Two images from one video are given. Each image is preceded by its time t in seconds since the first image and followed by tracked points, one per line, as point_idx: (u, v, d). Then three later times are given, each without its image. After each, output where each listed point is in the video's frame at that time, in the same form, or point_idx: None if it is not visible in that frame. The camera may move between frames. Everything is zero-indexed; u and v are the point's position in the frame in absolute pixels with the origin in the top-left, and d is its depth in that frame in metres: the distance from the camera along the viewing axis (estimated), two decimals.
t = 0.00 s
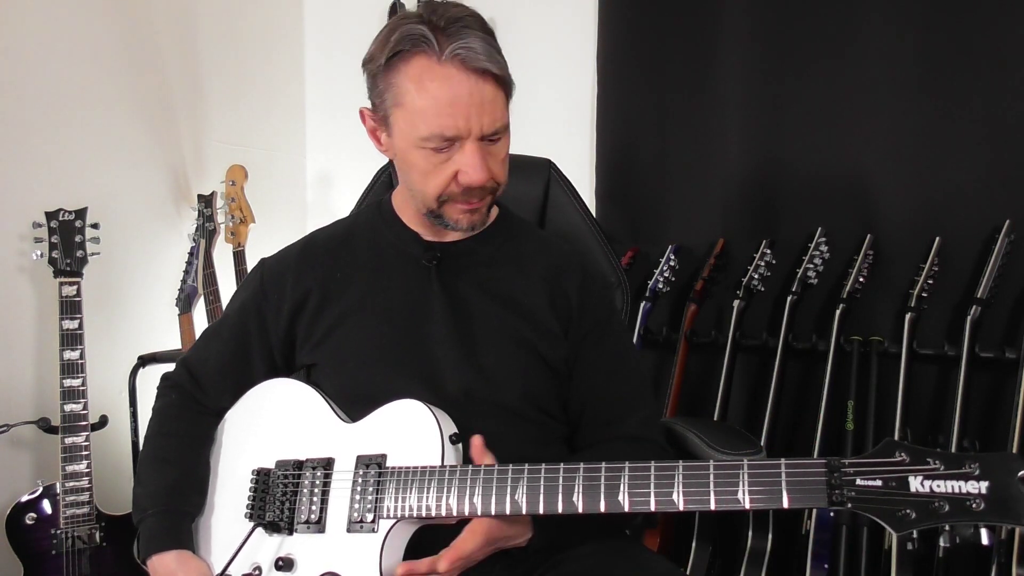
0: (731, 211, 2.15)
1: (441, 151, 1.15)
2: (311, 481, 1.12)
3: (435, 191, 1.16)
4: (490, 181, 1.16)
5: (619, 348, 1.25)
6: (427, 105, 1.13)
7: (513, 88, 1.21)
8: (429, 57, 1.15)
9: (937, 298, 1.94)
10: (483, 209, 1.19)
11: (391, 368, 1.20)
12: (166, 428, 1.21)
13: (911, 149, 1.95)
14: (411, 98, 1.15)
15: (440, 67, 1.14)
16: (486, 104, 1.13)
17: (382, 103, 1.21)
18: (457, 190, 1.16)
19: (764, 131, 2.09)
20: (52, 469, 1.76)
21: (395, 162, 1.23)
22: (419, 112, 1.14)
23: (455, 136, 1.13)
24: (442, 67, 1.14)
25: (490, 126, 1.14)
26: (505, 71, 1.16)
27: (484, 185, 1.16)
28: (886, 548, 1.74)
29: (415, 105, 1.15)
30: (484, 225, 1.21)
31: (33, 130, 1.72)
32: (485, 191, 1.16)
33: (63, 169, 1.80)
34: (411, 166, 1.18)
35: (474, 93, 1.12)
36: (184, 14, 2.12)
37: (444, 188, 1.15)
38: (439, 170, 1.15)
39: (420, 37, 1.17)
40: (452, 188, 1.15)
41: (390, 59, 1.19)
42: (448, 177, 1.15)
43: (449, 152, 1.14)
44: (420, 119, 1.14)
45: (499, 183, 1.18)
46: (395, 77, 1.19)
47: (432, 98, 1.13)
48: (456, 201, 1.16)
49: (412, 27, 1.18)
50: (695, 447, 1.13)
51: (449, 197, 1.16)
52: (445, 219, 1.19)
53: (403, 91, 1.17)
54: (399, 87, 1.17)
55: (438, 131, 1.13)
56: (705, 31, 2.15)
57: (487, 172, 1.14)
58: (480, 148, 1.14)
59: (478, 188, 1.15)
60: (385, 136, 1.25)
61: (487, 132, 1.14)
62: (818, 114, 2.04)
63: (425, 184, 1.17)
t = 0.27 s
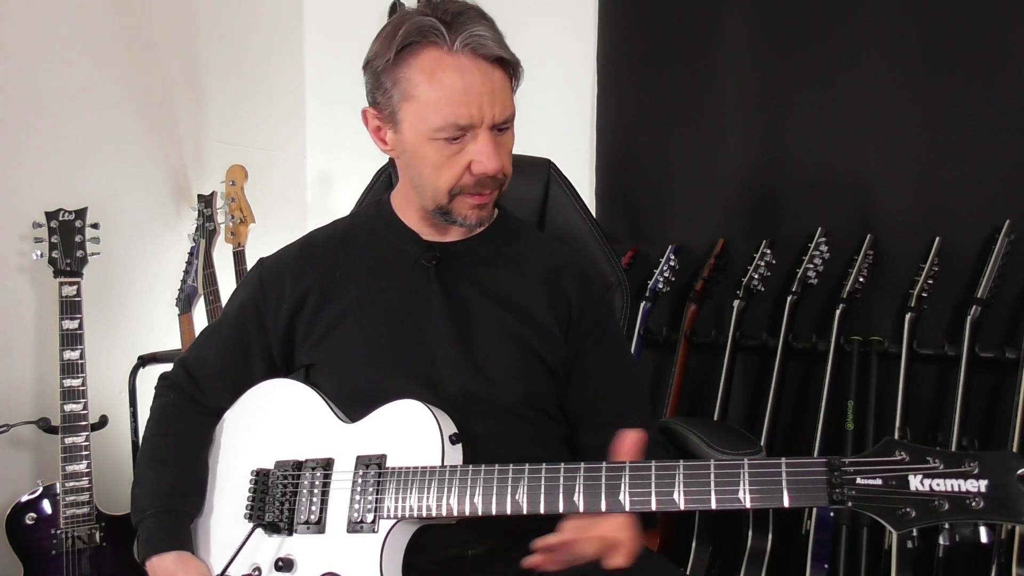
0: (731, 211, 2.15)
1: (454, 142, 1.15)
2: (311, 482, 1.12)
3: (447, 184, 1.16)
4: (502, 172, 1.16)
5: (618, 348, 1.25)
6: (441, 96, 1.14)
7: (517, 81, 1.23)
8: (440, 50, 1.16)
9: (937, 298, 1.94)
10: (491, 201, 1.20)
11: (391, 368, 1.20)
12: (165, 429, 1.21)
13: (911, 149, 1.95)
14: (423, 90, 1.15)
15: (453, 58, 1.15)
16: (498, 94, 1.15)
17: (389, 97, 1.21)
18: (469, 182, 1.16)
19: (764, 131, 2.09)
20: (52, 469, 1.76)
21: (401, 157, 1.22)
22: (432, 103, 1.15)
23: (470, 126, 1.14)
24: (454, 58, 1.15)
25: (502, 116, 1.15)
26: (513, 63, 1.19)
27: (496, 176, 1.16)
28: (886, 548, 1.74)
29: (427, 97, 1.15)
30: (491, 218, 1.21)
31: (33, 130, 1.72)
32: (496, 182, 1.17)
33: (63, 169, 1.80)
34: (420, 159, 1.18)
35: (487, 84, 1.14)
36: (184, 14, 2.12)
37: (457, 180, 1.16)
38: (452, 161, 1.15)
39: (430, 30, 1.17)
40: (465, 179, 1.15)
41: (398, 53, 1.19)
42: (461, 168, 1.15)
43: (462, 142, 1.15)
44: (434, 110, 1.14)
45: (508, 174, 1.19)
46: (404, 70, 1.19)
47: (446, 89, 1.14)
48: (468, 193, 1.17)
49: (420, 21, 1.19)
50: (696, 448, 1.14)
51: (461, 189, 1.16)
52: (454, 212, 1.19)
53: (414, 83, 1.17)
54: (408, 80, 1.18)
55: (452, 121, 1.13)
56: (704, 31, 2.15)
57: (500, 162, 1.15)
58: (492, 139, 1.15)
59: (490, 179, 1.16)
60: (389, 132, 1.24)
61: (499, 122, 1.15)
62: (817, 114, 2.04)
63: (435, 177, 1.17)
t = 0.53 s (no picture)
0: (731, 211, 2.16)
1: (458, 136, 1.15)
2: (312, 482, 1.12)
3: (451, 179, 1.16)
4: (506, 166, 1.16)
5: (617, 348, 1.25)
6: (445, 90, 1.14)
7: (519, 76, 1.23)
8: (443, 45, 1.16)
9: (937, 298, 1.94)
10: (495, 196, 1.19)
11: (392, 367, 1.20)
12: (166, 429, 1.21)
13: (911, 149, 1.95)
14: (427, 84, 1.16)
15: (455, 52, 1.15)
16: (501, 87, 1.15)
17: (392, 94, 1.21)
18: (474, 177, 1.16)
19: (764, 131, 2.10)
20: (52, 468, 1.76)
21: (405, 154, 1.22)
22: (436, 97, 1.15)
23: (473, 120, 1.14)
24: (457, 52, 1.15)
25: (506, 110, 1.15)
26: (515, 56, 1.19)
27: (500, 170, 1.16)
28: (886, 548, 1.74)
29: (431, 91, 1.15)
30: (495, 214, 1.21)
31: (32, 130, 1.72)
32: (500, 177, 1.17)
33: (64, 169, 1.80)
34: (424, 155, 1.18)
35: (490, 77, 1.14)
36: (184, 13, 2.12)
37: (461, 174, 1.15)
38: (456, 156, 1.15)
39: (433, 25, 1.17)
40: (470, 173, 1.15)
41: (401, 49, 1.20)
42: (465, 163, 1.15)
43: (466, 137, 1.15)
44: (439, 105, 1.14)
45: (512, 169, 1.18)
46: (407, 66, 1.19)
47: (450, 83, 1.14)
48: (471, 188, 1.16)
49: (422, 16, 1.19)
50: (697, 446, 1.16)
51: (466, 184, 1.16)
52: (456, 209, 1.18)
53: (418, 79, 1.17)
54: (412, 75, 1.18)
55: (457, 114, 1.13)
56: (705, 30, 2.15)
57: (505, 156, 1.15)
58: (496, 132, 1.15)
59: (495, 173, 1.16)
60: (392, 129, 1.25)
61: (503, 116, 1.15)
62: (817, 114, 2.04)
63: (439, 172, 1.17)
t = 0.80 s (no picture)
0: (731, 211, 2.15)
1: (457, 139, 1.15)
2: (311, 482, 1.12)
3: (450, 182, 1.16)
4: (505, 168, 1.16)
5: (617, 347, 1.25)
6: (442, 92, 1.14)
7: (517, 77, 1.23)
8: (440, 47, 1.16)
9: (937, 298, 1.94)
10: (495, 198, 1.19)
11: (392, 367, 1.20)
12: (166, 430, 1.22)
13: (911, 149, 1.95)
14: (425, 87, 1.16)
15: (453, 54, 1.15)
16: (499, 89, 1.14)
17: (390, 96, 1.21)
18: (473, 179, 1.16)
19: (764, 131, 2.09)
20: (52, 468, 1.76)
21: (404, 156, 1.22)
22: (434, 99, 1.15)
23: (472, 122, 1.13)
24: (454, 54, 1.15)
25: (504, 111, 1.15)
26: (513, 57, 1.19)
27: (499, 172, 1.16)
28: (886, 548, 1.74)
29: (429, 94, 1.15)
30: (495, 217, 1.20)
31: (33, 131, 1.72)
32: (499, 179, 1.17)
33: (64, 169, 1.80)
34: (423, 158, 1.18)
35: (488, 79, 1.14)
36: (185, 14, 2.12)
37: (460, 177, 1.15)
38: (455, 159, 1.15)
39: (430, 27, 1.17)
40: (469, 176, 1.15)
41: (398, 51, 1.19)
42: (464, 165, 1.15)
43: (465, 139, 1.15)
44: (437, 107, 1.14)
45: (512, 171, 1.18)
46: (404, 69, 1.19)
47: (447, 85, 1.14)
48: (471, 191, 1.16)
49: (419, 19, 1.19)
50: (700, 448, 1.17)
51: (465, 186, 1.16)
52: (456, 211, 1.18)
53: (416, 81, 1.17)
54: (410, 78, 1.18)
55: (455, 117, 1.13)
56: (705, 30, 2.15)
57: (503, 158, 1.15)
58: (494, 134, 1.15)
59: (494, 175, 1.16)
60: (391, 132, 1.25)
61: (501, 118, 1.15)
62: (817, 114, 2.04)
63: (438, 174, 1.17)
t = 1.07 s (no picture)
0: (731, 211, 2.16)
1: (452, 140, 1.15)
2: (311, 482, 1.12)
3: (445, 183, 1.16)
4: (500, 170, 1.16)
5: (617, 346, 1.25)
6: (438, 93, 1.14)
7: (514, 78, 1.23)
8: (437, 47, 1.16)
9: (937, 298, 1.94)
10: (491, 200, 1.19)
11: (393, 367, 1.20)
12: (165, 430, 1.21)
13: (911, 149, 1.95)
14: (421, 87, 1.16)
15: (449, 55, 1.15)
16: (495, 91, 1.14)
17: (387, 96, 1.21)
18: (468, 181, 1.16)
19: (764, 131, 2.09)
20: (52, 468, 1.76)
21: (400, 157, 1.22)
22: (429, 101, 1.15)
23: (467, 123, 1.13)
24: (450, 55, 1.15)
25: (500, 113, 1.15)
26: (510, 58, 1.18)
27: (494, 174, 1.16)
28: (886, 548, 1.74)
29: (424, 95, 1.15)
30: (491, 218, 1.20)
31: (33, 131, 1.72)
32: (494, 181, 1.16)
33: (64, 169, 1.80)
34: (418, 158, 1.18)
35: (483, 80, 1.14)
36: (185, 14, 2.12)
37: (455, 178, 1.15)
38: (450, 160, 1.15)
39: (427, 27, 1.17)
40: (464, 177, 1.15)
41: (395, 52, 1.20)
42: (459, 167, 1.15)
43: (460, 141, 1.15)
44: (432, 109, 1.14)
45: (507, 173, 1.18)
46: (401, 69, 1.19)
47: (443, 86, 1.14)
48: (466, 192, 1.16)
49: (416, 19, 1.19)
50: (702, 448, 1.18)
51: (460, 188, 1.16)
52: (452, 212, 1.18)
53: (411, 82, 1.17)
54: (406, 79, 1.18)
55: (450, 118, 1.13)
56: (705, 30, 2.15)
57: (498, 160, 1.15)
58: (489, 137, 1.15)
59: (488, 177, 1.15)
60: (388, 132, 1.25)
61: (497, 120, 1.15)
62: (818, 113, 2.04)
63: (433, 175, 1.17)
